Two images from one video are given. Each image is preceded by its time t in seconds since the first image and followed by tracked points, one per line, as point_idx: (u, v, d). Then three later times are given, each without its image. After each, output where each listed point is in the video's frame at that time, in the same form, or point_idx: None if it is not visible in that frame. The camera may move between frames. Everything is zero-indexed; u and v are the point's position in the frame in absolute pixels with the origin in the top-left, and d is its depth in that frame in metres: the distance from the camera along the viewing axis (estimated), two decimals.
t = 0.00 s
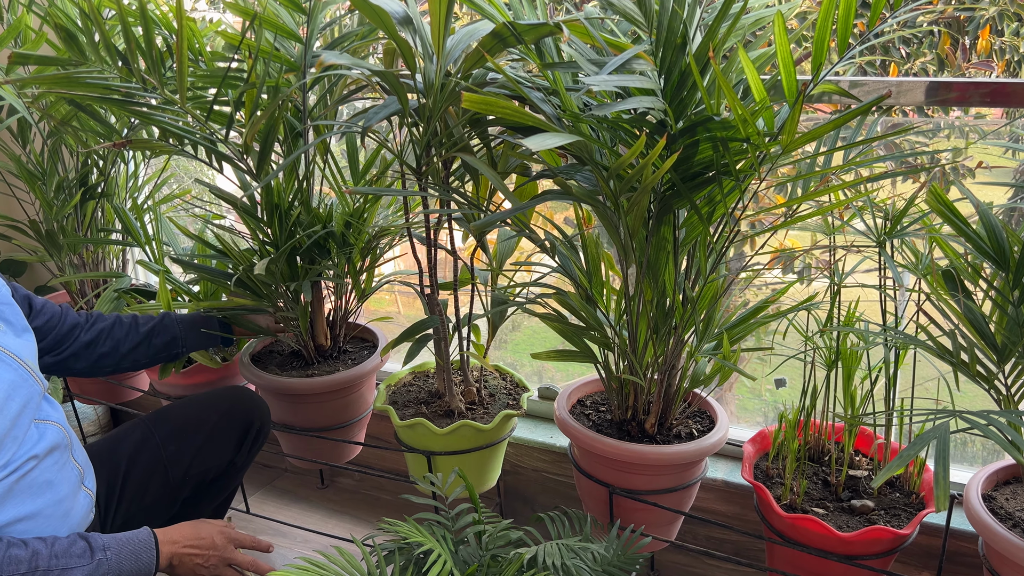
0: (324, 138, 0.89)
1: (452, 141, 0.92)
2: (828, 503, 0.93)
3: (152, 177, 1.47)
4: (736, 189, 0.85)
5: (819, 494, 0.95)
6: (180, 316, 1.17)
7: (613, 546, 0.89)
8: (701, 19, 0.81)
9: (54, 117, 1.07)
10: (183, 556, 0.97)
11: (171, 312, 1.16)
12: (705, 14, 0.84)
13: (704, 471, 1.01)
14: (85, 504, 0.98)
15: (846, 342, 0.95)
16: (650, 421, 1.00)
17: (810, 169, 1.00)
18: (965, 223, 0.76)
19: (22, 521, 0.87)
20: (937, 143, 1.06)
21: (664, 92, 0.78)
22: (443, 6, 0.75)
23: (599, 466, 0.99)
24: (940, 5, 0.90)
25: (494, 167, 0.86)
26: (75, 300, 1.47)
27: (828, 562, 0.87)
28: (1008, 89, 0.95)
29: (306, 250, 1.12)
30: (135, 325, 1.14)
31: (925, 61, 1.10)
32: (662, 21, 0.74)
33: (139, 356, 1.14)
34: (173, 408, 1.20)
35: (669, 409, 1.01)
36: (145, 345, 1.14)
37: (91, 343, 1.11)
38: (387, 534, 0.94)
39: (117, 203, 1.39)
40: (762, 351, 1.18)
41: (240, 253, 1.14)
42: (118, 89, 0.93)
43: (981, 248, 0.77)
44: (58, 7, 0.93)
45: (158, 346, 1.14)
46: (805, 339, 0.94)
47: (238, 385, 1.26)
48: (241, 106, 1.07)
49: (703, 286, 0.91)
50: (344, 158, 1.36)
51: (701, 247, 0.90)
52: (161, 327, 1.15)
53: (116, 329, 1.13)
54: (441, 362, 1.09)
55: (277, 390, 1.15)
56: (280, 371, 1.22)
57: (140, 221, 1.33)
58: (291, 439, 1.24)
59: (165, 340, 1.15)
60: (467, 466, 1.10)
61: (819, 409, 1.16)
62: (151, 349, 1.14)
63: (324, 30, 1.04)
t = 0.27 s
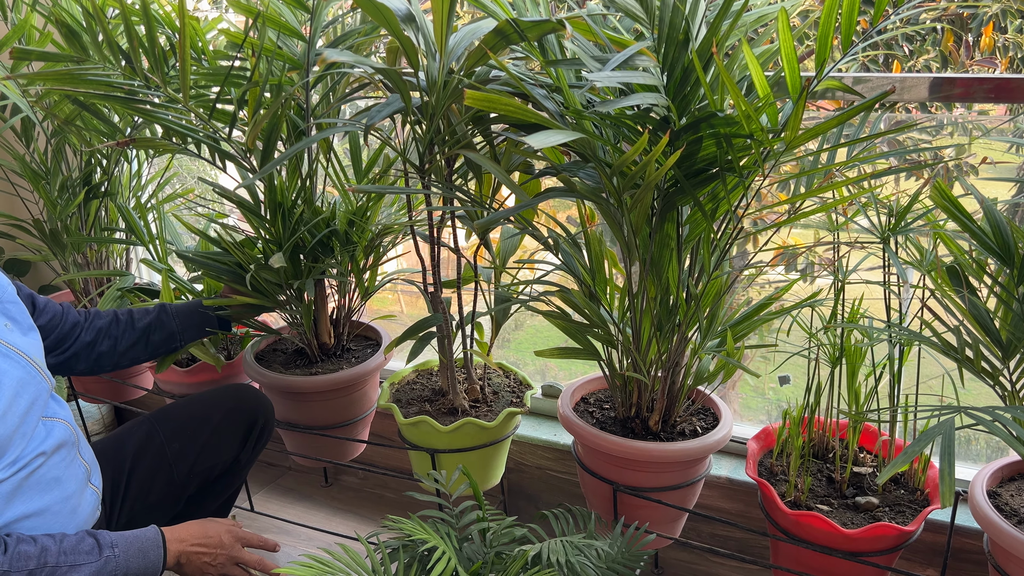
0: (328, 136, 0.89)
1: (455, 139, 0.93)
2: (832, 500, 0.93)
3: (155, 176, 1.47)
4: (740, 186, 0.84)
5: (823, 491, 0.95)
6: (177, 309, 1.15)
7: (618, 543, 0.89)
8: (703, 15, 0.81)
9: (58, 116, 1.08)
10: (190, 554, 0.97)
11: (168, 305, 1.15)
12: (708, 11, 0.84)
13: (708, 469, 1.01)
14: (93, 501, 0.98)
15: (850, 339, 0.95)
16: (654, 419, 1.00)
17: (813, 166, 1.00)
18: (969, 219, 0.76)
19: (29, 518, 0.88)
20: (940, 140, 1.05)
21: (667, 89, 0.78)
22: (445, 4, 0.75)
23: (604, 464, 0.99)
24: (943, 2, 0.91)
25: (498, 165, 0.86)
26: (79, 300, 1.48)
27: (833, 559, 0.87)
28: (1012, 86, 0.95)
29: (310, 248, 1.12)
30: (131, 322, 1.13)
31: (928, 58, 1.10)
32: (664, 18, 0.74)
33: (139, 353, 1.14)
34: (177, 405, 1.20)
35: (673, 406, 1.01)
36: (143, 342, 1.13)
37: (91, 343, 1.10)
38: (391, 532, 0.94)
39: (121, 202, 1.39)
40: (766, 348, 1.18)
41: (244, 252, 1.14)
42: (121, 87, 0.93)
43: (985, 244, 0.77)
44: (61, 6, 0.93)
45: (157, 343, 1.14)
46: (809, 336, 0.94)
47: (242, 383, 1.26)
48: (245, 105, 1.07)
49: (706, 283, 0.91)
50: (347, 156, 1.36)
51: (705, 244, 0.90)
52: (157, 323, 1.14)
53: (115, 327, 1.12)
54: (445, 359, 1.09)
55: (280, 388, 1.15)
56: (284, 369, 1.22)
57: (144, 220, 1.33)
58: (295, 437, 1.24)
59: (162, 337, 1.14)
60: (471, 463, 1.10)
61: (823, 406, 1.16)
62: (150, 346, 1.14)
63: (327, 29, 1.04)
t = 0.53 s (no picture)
0: (331, 137, 0.90)
1: (458, 139, 0.93)
2: (836, 499, 0.93)
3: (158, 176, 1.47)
4: (743, 185, 0.85)
5: (827, 490, 0.95)
6: (180, 281, 1.15)
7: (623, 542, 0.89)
8: (706, 15, 0.81)
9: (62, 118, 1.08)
10: (197, 555, 0.97)
11: (171, 279, 1.15)
12: (710, 10, 0.84)
13: (712, 468, 1.01)
14: (98, 502, 0.98)
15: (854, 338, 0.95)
16: (657, 419, 1.00)
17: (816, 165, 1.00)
18: (972, 218, 0.76)
19: (37, 519, 0.88)
20: (942, 139, 1.05)
21: (670, 89, 0.78)
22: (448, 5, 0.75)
23: (607, 463, 0.99)
24: None
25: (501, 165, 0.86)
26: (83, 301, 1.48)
27: (837, 558, 0.87)
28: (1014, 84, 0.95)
29: (313, 249, 1.12)
30: (135, 298, 1.13)
31: (930, 56, 1.10)
32: (667, 18, 0.74)
33: (146, 328, 1.13)
34: (180, 405, 1.20)
35: (676, 406, 1.01)
36: (149, 316, 1.13)
37: (99, 323, 1.10)
38: (396, 532, 0.94)
39: (124, 203, 1.40)
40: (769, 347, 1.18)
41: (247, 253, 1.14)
42: (124, 88, 0.93)
43: (988, 243, 0.77)
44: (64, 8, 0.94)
45: (162, 316, 1.13)
46: (812, 335, 0.94)
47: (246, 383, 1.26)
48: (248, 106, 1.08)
49: (710, 283, 0.91)
50: (349, 157, 1.36)
51: (708, 244, 0.90)
52: (162, 296, 1.13)
53: (120, 306, 1.12)
54: (448, 360, 1.09)
55: (284, 388, 1.16)
56: (288, 370, 1.22)
57: (147, 221, 1.33)
58: (299, 437, 1.25)
59: (167, 309, 1.13)
60: (474, 463, 1.10)
61: (826, 405, 1.16)
62: (156, 320, 1.13)
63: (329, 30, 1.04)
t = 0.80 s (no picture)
0: (333, 137, 0.90)
1: (460, 139, 0.93)
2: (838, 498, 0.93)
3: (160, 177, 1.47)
4: (744, 184, 0.85)
5: (829, 488, 0.95)
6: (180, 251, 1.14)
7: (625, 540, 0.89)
8: (707, 15, 0.81)
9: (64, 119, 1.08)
10: (200, 555, 0.97)
11: (171, 249, 1.14)
12: (711, 10, 0.84)
13: (714, 467, 1.01)
14: (102, 500, 0.98)
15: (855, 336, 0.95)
16: (659, 417, 1.00)
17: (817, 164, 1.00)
18: (973, 216, 0.76)
19: (42, 516, 0.88)
20: (943, 137, 1.06)
21: (671, 88, 0.78)
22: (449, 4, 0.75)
23: (609, 462, 0.99)
24: None
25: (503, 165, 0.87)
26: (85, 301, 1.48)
27: (839, 556, 0.87)
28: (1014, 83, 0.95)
29: (315, 249, 1.13)
30: (137, 271, 1.12)
31: (931, 55, 1.11)
32: (668, 17, 0.74)
33: (151, 301, 1.14)
34: (183, 404, 1.21)
35: (678, 405, 1.01)
36: (153, 289, 1.13)
37: (104, 300, 1.10)
38: (398, 531, 0.94)
39: (126, 203, 1.40)
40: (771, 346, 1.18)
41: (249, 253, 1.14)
42: (126, 88, 0.93)
43: (990, 241, 0.77)
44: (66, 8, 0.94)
45: (166, 287, 1.14)
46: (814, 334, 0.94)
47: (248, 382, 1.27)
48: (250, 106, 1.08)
49: (711, 282, 0.91)
50: (350, 157, 1.36)
51: (709, 243, 0.90)
52: (164, 268, 1.13)
53: (123, 281, 1.11)
54: (450, 359, 1.10)
55: (286, 388, 1.16)
56: (290, 369, 1.22)
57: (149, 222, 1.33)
58: (301, 437, 1.25)
59: (171, 282, 1.14)
60: (476, 463, 1.10)
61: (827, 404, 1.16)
62: (160, 292, 1.14)
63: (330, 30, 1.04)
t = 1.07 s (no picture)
0: (333, 138, 0.90)
1: (460, 140, 0.93)
2: (839, 498, 0.93)
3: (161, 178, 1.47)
4: (744, 185, 0.85)
5: (830, 489, 0.95)
6: (179, 246, 1.14)
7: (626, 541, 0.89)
8: (706, 16, 0.81)
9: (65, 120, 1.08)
10: (202, 556, 0.97)
11: (169, 244, 1.13)
12: (711, 10, 0.84)
13: (715, 467, 1.01)
14: (102, 501, 0.99)
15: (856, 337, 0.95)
16: (659, 418, 1.00)
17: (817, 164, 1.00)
18: (973, 217, 0.76)
19: (43, 516, 0.88)
20: (943, 137, 1.06)
21: (671, 89, 0.78)
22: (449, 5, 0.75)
23: (609, 462, 0.99)
24: None
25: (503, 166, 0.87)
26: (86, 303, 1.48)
27: (840, 557, 0.87)
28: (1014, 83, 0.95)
29: (315, 250, 1.13)
30: (135, 266, 1.12)
31: (931, 55, 1.11)
32: (668, 18, 0.74)
33: (149, 295, 1.14)
34: (183, 405, 1.21)
35: (678, 405, 1.01)
36: (151, 285, 1.13)
37: (102, 297, 1.10)
38: (399, 532, 0.94)
39: (127, 205, 1.40)
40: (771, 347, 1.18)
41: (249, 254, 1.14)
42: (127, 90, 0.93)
43: (990, 241, 0.77)
44: (66, 10, 0.93)
45: (164, 283, 1.14)
46: (815, 334, 0.94)
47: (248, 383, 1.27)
48: (251, 107, 1.08)
49: (711, 283, 0.91)
50: (351, 158, 1.36)
51: (709, 244, 0.90)
52: (162, 264, 1.12)
53: (121, 276, 1.11)
54: (451, 360, 1.10)
55: (287, 389, 1.16)
56: (290, 370, 1.22)
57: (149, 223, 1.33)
58: (302, 438, 1.25)
59: (169, 278, 1.13)
60: (477, 464, 1.10)
61: (828, 404, 1.16)
62: (158, 288, 1.14)
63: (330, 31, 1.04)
